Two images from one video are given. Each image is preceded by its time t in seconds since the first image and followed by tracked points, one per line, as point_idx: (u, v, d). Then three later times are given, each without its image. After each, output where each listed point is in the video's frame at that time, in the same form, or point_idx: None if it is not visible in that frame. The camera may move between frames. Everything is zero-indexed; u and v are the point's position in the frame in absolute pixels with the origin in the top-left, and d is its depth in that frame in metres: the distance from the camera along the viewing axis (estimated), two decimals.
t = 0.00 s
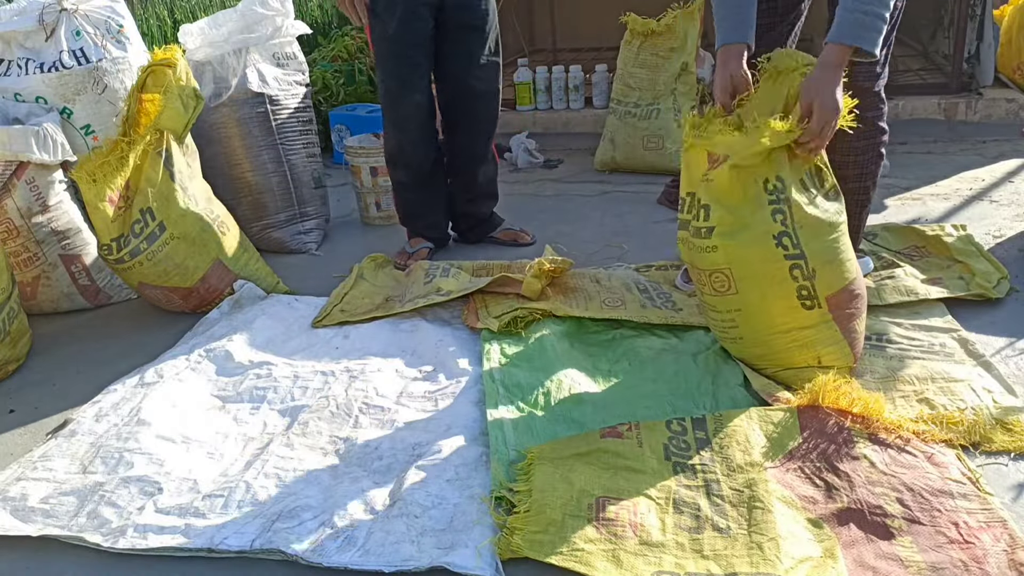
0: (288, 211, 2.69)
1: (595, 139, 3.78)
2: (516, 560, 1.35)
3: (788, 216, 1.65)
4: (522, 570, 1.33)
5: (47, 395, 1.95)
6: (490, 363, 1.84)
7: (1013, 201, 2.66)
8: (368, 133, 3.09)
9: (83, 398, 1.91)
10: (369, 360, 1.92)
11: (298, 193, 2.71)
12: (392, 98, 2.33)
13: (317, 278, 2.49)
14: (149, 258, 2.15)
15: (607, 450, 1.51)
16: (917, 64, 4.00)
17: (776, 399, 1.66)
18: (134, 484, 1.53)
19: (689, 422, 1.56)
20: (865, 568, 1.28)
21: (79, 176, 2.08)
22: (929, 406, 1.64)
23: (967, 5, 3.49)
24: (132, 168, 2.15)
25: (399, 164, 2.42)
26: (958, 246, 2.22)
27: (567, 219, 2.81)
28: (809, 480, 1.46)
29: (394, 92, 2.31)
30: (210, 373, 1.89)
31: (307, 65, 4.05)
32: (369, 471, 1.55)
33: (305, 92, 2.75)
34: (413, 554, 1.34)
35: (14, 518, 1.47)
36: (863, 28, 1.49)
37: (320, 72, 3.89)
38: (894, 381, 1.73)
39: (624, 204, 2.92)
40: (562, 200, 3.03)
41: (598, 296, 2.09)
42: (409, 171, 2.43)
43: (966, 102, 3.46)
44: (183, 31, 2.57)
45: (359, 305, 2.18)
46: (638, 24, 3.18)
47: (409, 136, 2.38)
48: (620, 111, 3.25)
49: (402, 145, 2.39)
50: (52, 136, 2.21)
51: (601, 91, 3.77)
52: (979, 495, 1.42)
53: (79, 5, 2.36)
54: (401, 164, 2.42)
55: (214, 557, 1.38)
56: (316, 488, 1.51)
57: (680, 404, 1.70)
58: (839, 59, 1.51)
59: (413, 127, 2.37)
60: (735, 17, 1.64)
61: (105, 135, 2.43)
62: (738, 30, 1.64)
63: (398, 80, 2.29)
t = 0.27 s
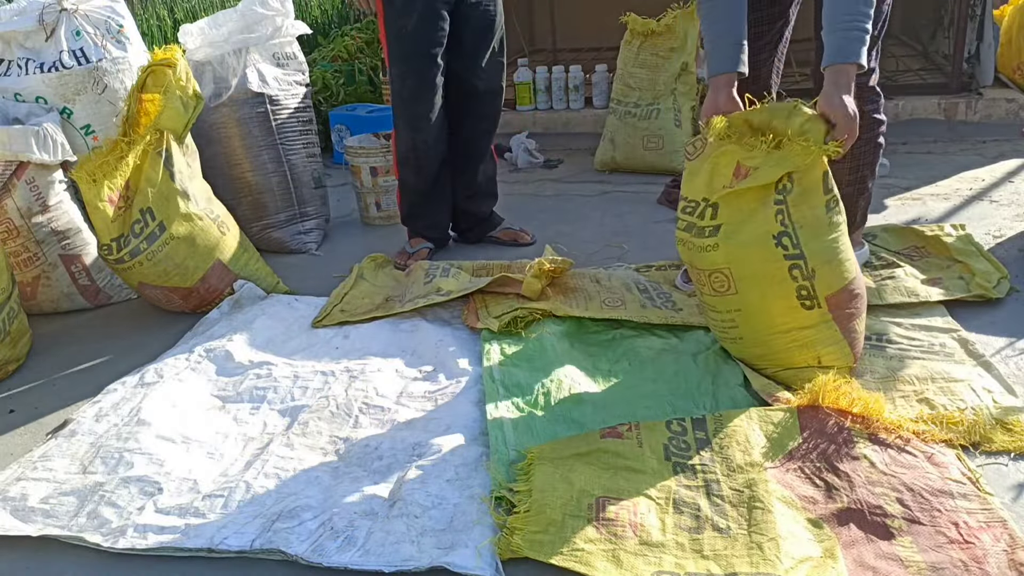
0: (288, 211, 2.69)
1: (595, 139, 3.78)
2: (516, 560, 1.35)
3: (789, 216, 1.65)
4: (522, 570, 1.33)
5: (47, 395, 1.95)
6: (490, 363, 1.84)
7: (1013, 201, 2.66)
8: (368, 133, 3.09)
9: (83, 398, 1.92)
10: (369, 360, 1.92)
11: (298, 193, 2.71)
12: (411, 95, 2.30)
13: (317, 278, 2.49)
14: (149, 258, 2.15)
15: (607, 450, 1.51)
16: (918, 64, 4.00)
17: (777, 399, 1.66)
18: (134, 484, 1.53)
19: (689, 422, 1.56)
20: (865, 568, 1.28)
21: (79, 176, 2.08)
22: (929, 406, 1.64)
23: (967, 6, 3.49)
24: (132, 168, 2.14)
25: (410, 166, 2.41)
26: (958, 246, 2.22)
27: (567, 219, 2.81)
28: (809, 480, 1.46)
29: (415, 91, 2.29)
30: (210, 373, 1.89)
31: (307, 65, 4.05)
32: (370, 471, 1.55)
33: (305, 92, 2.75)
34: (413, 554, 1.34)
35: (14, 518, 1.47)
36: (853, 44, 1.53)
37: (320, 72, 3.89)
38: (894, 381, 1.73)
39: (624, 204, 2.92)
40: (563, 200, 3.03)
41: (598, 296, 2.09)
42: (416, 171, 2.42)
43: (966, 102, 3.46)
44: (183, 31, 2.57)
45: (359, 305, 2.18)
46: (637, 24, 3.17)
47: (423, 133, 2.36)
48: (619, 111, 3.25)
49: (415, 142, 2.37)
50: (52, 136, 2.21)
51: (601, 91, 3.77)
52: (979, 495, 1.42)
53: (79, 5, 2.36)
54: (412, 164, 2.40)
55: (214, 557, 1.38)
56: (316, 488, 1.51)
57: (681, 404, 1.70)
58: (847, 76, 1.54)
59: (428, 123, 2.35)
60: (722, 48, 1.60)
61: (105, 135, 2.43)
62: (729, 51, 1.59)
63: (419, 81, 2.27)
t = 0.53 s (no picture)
0: (288, 211, 2.69)
1: (595, 139, 3.78)
2: (516, 560, 1.34)
3: (789, 216, 1.66)
4: (522, 570, 1.33)
5: (46, 395, 1.95)
6: (490, 363, 1.84)
7: (1013, 201, 2.66)
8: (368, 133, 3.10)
9: (83, 398, 1.91)
10: (369, 360, 1.92)
11: (298, 193, 2.71)
12: (428, 81, 2.29)
13: (317, 278, 2.49)
14: (149, 258, 2.15)
15: (607, 450, 1.51)
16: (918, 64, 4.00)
17: (777, 400, 1.66)
18: (134, 484, 1.53)
19: (688, 423, 1.57)
20: (865, 568, 1.28)
21: (79, 176, 2.08)
22: (929, 406, 1.64)
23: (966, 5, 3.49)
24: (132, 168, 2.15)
25: (423, 152, 2.38)
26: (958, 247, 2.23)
27: (567, 219, 2.81)
28: (809, 481, 1.45)
29: (433, 80, 2.29)
30: (210, 373, 1.89)
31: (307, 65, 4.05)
32: (370, 471, 1.55)
33: (305, 92, 2.76)
34: (413, 554, 1.34)
35: (14, 518, 1.47)
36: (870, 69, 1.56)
37: (320, 72, 3.89)
38: (894, 381, 1.73)
39: (624, 204, 2.92)
40: (562, 200, 3.03)
41: (598, 296, 2.09)
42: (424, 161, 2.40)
43: (966, 102, 3.46)
44: (183, 31, 2.57)
45: (359, 306, 2.18)
46: (638, 23, 3.18)
47: (438, 117, 2.33)
48: (619, 111, 3.25)
49: (426, 128, 2.35)
50: (52, 136, 2.21)
51: (601, 91, 3.77)
52: (979, 495, 1.41)
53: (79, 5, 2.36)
54: (430, 148, 2.38)
55: (214, 557, 1.38)
56: (316, 488, 1.51)
57: (680, 404, 1.70)
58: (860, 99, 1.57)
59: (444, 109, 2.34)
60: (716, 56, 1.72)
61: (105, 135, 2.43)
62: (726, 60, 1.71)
63: (434, 71, 2.28)
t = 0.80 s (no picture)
0: (288, 211, 2.70)
1: (595, 139, 3.78)
2: (516, 560, 1.34)
3: (790, 216, 1.65)
4: (522, 570, 1.33)
5: (46, 395, 1.95)
6: (490, 363, 1.84)
7: (1013, 201, 2.66)
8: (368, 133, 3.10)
9: (84, 398, 1.92)
10: (369, 360, 1.92)
11: (299, 193, 2.72)
12: (432, 42, 2.24)
13: (317, 278, 2.49)
14: (149, 258, 2.15)
15: (606, 450, 1.51)
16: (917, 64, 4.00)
17: (775, 400, 1.66)
18: (134, 484, 1.53)
19: (688, 423, 1.57)
20: (865, 568, 1.28)
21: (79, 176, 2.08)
22: (929, 406, 1.64)
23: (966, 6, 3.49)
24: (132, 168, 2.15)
25: (427, 123, 2.32)
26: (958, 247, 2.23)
27: (568, 219, 2.81)
28: (810, 481, 1.45)
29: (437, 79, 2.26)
30: (210, 373, 1.89)
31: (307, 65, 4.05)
32: (370, 471, 1.55)
33: (305, 92, 2.76)
34: (413, 553, 1.34)
35: (14, 518, 1.47)
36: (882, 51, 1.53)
37: (320, 72, 3.89)
38: (894, 381, 1.73)
39: (624, 204, 2.92)
40: (562, 200, 3.03)
41: (598, 296, 2.09)
42: (428, 153, 2.36)
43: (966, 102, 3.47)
44: (183, 31, 2.57)
45: (359, 306, 2.17)
46: (637, 24, 3.18)
47: (440, 81, 2.26)
48: (620, 111, 3.25)
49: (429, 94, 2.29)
50: (52, 136, 2.21)
51: (601, 91, 3.77)
52: (979, 495, 1.41)
53: (79, 5, 2.36)
54: (431, 125, 2.32)
55: (214, 558, 1.38)
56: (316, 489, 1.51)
57: (679, 404, 1.70)
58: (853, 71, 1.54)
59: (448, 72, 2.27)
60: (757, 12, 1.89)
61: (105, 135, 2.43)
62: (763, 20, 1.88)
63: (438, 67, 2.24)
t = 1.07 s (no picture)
0: (288, 210, 2.69)
1: (595, 138, 3.78)
2: (516, 560, 1.34)
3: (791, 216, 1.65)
4: (522, 570, 1.33)
5: (46, 395, 1.94)
6: (490, 363, 1.84)
7: (1013, 201, 2.66)
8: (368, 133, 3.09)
9: (83, 398, 1.91)
10: (368, 361, 1.92)
11: (298, 192, 2.71)
12: (419, 58, 2.03)
13: (317, 278, 2.49)
14: (149, 258, 2.15)
15: (607, 450, 1.51)
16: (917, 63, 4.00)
17: (777, 400, 1.66)
18: (134, 485, 1.53)
19: (688, 423, 1.57)
20: (865, 568, 1.28)
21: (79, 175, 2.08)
22: (930, 405, 1.64)
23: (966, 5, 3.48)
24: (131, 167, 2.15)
25: (418, 147, 2.08)
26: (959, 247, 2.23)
27: (568, 219, 2.81)
28: (810, 481, 1.45)
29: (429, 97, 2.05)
30: (209, 373, 1.89)
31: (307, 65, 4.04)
32: (369, 471, 1.55)
33: (305, 92, 2.75)
34: (413, 554, 1.34)
35: (13, 518, 1.46)
36: (852, 74, 1.48)
37: (319, 71, 3.89)
38: (895, 381, 1.73)
39: (624, 204, 2.92)
40: (562, 199, 3.03)
41: (598, 296, 2.09)
42: (420, 179, 2.10)
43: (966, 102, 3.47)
44: (182, 30, 2.58)
45: (352, 311, 2.15)
46: (638, 23, 3.17)
47: (432, 94, 2.05)
48: (620, 111, 3.25)
49: (418, 106, 2.05)
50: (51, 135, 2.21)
51: (601, 91, 3.77)
52: (980, 495, 1.41)
53: (78, 5, 2.36)
54: (426, 143, 2.08)
55: (213, 558, 1.38)
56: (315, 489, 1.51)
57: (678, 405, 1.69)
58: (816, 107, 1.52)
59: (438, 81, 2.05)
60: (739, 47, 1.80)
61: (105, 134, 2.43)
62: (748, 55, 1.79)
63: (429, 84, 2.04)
